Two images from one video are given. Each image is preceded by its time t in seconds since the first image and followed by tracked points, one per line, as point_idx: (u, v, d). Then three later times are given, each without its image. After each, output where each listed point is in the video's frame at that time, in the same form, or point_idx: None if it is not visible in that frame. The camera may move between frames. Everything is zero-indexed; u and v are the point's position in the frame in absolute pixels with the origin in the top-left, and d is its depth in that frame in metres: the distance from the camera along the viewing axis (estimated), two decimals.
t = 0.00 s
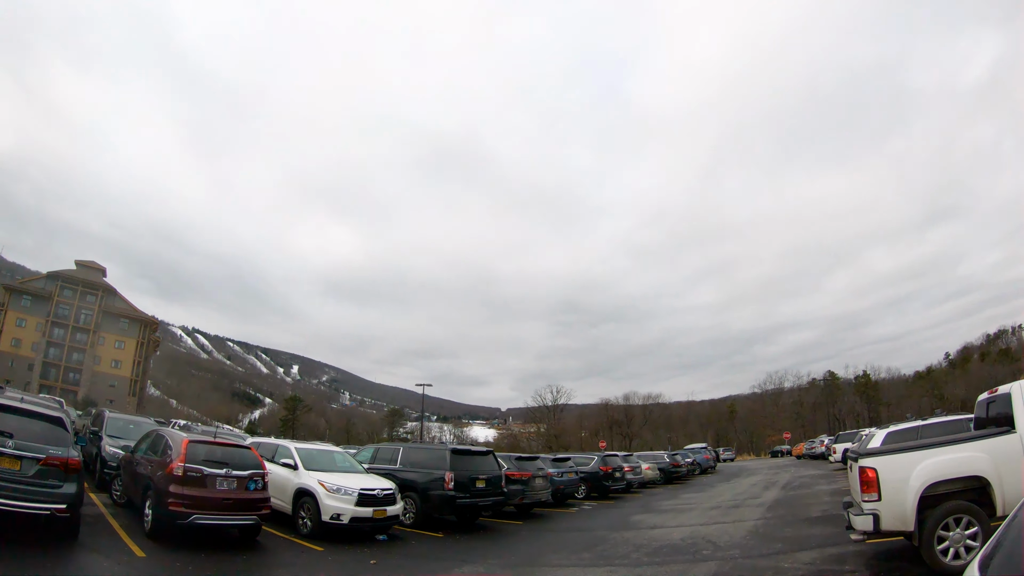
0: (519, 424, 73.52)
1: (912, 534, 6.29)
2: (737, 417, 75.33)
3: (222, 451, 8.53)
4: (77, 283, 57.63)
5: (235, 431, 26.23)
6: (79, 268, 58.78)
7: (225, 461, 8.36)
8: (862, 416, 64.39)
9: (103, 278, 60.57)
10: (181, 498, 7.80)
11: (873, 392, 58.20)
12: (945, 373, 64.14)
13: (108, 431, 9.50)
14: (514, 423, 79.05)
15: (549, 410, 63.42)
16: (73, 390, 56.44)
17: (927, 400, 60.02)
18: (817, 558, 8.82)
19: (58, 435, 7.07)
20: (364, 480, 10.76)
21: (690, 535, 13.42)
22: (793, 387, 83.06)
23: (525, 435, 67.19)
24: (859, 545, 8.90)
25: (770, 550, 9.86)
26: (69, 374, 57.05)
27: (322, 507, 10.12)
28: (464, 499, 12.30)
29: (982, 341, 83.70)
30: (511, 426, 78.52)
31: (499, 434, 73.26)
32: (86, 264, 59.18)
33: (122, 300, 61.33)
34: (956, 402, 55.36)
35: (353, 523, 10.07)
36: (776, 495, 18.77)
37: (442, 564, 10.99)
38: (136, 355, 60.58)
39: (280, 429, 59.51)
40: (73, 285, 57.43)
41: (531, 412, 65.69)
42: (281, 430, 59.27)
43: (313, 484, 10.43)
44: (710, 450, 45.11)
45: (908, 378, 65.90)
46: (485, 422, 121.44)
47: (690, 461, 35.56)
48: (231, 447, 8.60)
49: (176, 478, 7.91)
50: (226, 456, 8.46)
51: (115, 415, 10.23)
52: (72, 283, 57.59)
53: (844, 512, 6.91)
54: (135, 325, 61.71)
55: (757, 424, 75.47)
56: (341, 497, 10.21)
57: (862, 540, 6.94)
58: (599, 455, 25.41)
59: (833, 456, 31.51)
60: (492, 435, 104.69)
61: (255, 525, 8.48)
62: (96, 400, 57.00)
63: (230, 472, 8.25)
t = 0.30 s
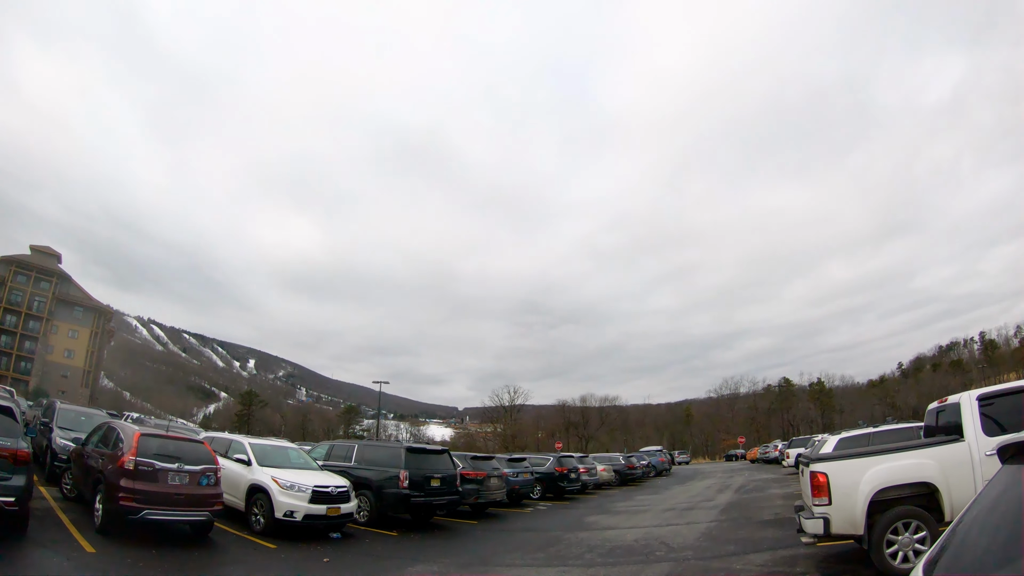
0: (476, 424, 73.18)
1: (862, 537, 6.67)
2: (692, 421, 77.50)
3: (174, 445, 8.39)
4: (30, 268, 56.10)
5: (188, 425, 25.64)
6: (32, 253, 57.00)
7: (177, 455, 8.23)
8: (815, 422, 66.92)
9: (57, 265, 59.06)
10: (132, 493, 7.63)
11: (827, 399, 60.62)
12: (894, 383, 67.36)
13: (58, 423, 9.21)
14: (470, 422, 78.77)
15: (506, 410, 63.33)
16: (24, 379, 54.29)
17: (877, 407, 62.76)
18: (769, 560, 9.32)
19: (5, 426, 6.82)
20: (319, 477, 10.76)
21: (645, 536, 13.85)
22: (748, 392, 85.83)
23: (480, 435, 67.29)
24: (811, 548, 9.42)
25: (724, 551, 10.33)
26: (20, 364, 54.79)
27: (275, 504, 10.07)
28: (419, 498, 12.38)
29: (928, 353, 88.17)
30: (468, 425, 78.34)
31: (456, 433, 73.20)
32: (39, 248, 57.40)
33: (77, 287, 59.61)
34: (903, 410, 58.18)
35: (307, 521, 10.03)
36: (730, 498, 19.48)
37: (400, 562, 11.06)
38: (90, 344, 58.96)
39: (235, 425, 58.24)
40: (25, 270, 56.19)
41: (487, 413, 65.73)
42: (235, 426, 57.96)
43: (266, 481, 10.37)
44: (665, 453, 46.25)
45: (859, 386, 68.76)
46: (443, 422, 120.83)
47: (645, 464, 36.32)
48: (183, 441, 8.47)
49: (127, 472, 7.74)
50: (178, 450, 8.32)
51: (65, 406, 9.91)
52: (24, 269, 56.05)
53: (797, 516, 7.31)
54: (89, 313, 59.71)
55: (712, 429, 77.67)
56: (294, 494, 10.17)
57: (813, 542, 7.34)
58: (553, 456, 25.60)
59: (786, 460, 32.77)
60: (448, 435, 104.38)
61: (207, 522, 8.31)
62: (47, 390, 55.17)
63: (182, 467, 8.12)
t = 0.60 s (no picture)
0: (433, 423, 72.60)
1: (813, 539, 7.06)
2: (649, 424, 79.32)
3: (126, 439, 8.24)
4: None
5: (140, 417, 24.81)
6: None
7: (128, 450, 8.07)
8: (769, 427, 69.21)
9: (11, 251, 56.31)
10: (82, 488, 7.44)
11: (782, 405, 62.83)
12: (849, 390, 70.11)
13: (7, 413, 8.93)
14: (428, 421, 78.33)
15: (463, 410, 63.04)
16: None
17: (830, 414, 65.37)
18: (722, 561, 9.72)
19: None
20: (273, 474, 10.69)
21: (599, 537, 14.20)
22: (705, 396, 88.19)
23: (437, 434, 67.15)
24: (763, 550, 9.86)
25: (677, 553, 10.72)
26: None
27: (227, 501, 9.94)
28: (373, 496, 12.39)
29: (881, 363, 92.18)
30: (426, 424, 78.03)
31: (413, 431, 72.80)
32: None
33: (31, 274, 57.02)
34: (856, 417, 60.73)
35: (260, 518, 9.94)
36: (685, 500, 20.09)
37: (356, 561, 11.05)
38: (44, 334, 57.08)
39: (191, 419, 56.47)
40: None
41: (445, 413, 65.26)
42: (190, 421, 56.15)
43: (219, 477, 10.25)
44: (621, 455, 47.10)
45: (812, 394, 71.62)
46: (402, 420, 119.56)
47: (601, 466, 36.91)
48: (134, 435, 8.32)
49: (77, 466, 7.55)
50: (129, 444, 8.17)
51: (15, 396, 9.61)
52: None
53: (749, 519, 7.71)
54: (43, 302, 57.64)
55: (669, 431, 79.51)
56: (247, 491, 10.07)
57: (765, 544, 7.73)
58: (510, 456, 25.87)
59: (740, 464, 33.87)
60: (406, 435, 103.63)
61: (158, 518, 8.18)
62: None
63: (133, 462, 7.97)
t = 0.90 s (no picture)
0: (389, 420, 71.71)
1: (760, 544, 7.40)
2: (602, 426, 80.82)
3: (73, 432, 7.94)
4: None
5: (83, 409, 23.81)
6: None
7: (76, 443, 7.77)
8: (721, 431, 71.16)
9: None
10: (26, 482, 7.15)
11: (734, 410, 64.86)
12: (799, 397, 72.82)
13: None
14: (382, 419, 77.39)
15: (419, 408, 64.13)
16: None
17: (782, 421, 67.76)
18: (672, 564, 10.03)
19: None
20: (222, 470, 10.46)
21: (549, 538, 14.31)
22: (658, 400, 90.26)
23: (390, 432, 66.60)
24: (712, 553, 10.22)
25: (628, 555, 11.00)
26: None
27: (175, 497, 9.70)
28: (323, 494, 12.27)
29: (833, 371, 95.79)
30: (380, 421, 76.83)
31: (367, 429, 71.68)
32: None
33: None
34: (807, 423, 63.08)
35: (208, 515, 9.72)
36: (636, 503, 20.58)
37: (307, 559, 10.92)
38: None
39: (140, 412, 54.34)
40: None
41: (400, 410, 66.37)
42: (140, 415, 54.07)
43: (167, 472, 9.98)
44: (574, 456, 47.55)
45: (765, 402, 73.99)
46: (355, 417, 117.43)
47: (553, 467, 37.32)
48: (82, 428, 8.03)
49: (21, 459, 7.25)
50: (77, 438, 7.87)
51: None
52: None
53: (699, 523, 8.00)
54: None
55: (624, 434, 80.99)
56: (196, 487, 9.83)
57: (713, 547, 8.03)
58: (462, 456, 25.81)
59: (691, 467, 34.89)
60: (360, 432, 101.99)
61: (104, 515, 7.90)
62: None
63: (81, 456, 7.68)
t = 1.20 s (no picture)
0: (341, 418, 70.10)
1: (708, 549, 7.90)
2: (555, 428, 81.92)
3: (17, 426, 7.86)
4: None
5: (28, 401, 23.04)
6: None
7: (20, 438, 7.70)
8: (672, 435, 73.02)
9: None
10: None
11: (686, 415, 66.77)
12: (751, 403, 75.34)
13: None
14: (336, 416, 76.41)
15: (372, 406, 62.26)
16: None
17: (732, 426, 70.04)
18: (618, 567, 10.47)
19: None
20: (170, 467, 10.41)
21: (499, 540, 14.65)
22: (613, 402, 92.10)
23: (343, 430, 65.75)
24: (655, 557, 10.69)
25: (577, 558, 11.40)
26: None
27: (121, 493, 9.62)
28: (272, 492, 12.26)
29: (784, 379, 99.32)
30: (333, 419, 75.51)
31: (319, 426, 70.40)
32: None
33: None
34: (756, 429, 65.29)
35: (154, 512, 9.68)
36: (586, 505, 21.13)
37: (256, 560, 10.90)
38: None
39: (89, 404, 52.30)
40: None
41: (353, 408, 64.06)
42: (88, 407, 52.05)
43: (113, 467, 9.89)
44: (527, 457, 48.03)
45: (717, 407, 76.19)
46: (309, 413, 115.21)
47: (505, 467, 37.63)
48: (28, 421, 7.96)
49: None
50: (21, 432, 7.79)
51: None
52: None
53: (648, 528, 8.47)
54: None
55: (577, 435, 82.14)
56: (142, 483, 9.76)
57: (662, 551, 8.53)
58: (415, 455, 25.87)
59: (642, 470, 35.82)
60: (311, 428, 99.98)
61: (48, 510, 7.86)
62: None
63: (25, 450, 7.62)
